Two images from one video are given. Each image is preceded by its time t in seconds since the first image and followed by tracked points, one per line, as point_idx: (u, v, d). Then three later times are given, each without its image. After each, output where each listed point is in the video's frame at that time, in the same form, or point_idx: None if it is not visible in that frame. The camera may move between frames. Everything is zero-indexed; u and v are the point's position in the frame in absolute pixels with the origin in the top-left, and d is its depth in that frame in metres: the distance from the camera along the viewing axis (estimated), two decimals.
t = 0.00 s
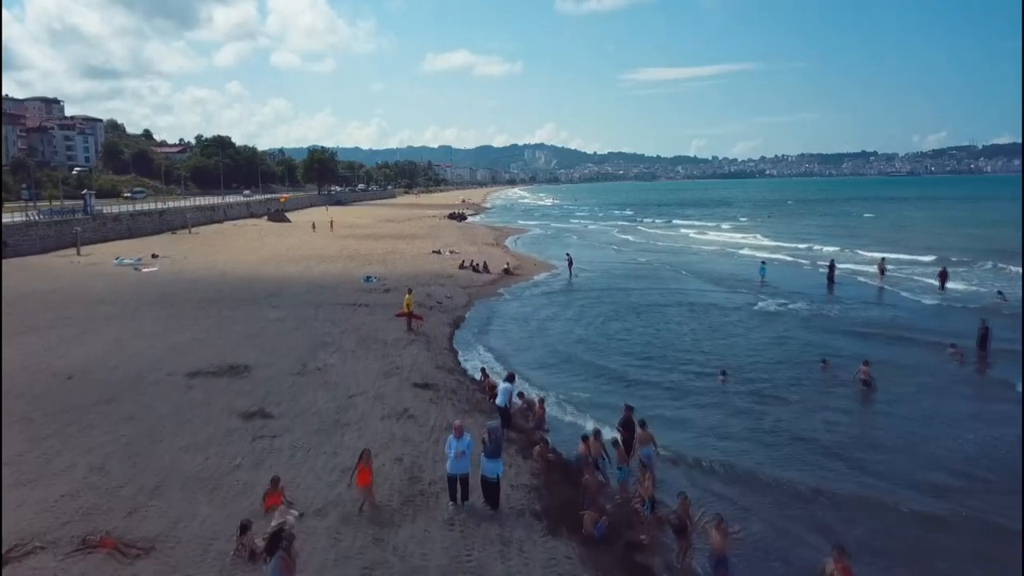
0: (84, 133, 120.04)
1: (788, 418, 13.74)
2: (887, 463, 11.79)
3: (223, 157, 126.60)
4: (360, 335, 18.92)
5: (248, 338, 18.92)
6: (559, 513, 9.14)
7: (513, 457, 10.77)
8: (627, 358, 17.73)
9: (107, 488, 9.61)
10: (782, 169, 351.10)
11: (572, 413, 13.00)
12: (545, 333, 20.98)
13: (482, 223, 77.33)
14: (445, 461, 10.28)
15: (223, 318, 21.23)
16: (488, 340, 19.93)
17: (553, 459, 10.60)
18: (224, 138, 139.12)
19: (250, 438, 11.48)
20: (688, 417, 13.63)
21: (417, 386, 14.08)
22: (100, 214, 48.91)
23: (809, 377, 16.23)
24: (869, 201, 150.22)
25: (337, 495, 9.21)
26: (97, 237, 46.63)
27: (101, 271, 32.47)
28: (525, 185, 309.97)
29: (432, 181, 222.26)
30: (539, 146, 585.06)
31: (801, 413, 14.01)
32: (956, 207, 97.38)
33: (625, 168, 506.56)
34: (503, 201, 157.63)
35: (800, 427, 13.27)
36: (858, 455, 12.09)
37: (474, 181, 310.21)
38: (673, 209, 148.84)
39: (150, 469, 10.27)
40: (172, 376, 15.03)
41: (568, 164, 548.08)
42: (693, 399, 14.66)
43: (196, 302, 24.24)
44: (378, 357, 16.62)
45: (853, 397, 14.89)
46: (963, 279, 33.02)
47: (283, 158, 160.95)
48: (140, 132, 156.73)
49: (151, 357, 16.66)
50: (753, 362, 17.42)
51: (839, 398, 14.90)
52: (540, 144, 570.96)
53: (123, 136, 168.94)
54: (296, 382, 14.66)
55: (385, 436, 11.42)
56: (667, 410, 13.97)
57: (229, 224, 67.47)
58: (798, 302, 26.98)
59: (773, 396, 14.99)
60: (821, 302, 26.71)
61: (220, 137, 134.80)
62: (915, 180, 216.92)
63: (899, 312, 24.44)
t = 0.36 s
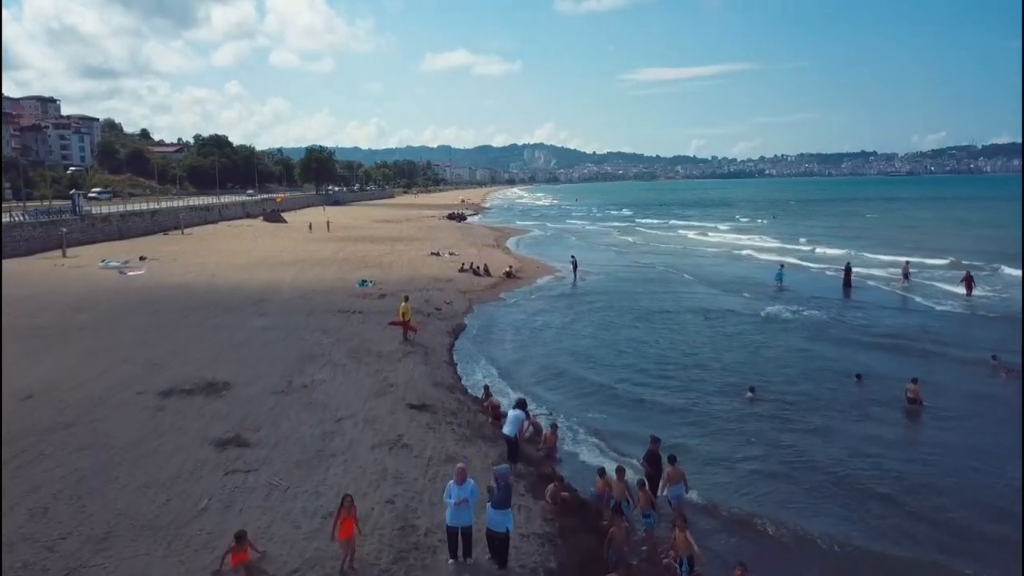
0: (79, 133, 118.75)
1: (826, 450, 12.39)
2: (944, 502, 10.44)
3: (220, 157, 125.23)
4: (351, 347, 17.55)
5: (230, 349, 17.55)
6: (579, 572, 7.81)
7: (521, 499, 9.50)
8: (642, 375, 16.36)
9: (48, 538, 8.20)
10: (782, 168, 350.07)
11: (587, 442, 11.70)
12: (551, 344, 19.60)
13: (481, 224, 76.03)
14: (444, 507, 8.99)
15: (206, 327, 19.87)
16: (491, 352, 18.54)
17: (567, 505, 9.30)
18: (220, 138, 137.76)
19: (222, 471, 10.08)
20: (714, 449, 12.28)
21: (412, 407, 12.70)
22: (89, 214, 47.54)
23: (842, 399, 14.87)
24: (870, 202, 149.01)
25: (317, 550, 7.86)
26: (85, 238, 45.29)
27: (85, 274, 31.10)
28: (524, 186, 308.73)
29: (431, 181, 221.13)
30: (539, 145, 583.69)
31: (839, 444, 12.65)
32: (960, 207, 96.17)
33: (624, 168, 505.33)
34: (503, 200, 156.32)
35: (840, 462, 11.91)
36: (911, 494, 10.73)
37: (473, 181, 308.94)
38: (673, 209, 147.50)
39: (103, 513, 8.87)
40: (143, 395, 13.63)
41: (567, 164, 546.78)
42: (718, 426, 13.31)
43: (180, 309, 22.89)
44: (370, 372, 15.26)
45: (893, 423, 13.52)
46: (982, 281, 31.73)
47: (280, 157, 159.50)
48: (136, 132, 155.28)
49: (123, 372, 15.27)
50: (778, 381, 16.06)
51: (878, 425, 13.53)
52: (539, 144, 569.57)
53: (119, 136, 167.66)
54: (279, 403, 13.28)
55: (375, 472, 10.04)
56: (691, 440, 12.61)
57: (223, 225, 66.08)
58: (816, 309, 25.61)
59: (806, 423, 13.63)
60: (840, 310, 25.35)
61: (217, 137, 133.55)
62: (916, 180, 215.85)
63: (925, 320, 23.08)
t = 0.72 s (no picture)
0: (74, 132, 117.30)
1: (874, 488, 11.02)
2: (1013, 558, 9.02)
3: (217, 156, 123.82)
4: (342, 361, 16.13)
5: (210, 364, 16.13)
6: None
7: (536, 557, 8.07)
8: (659, 395, 14.98)
9: None
10: (782, 168, 348.60)
11: (615, 481, 10.27)
12: (559, 357, 18.19)
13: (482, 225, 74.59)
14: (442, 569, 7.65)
15: (187, 339, 18.44)
16: (494, 365, 17.13)
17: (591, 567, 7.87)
18: (218, 137, 136.32)
19: (184, 517, 8.65)
20: (749, 487, 10.88)
21: (407, 435, 11.30)
22: (78, 214, 46.12)
23: (883, 426, 13.49)
24: (874, 202, 147.50)
25: None
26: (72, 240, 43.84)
27: (67, 277, 29.66)
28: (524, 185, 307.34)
29: (431, 180, 219.71)
30: (538, 145, 582.06)
31: (888, 480, 11.28)
32: (967, 207, 94.66)
33: (624, 168, 503.85)
34: (503, 201, 154.38)
35: (891, 503, 10.54)
36: (979, 544, 9.37)
37: (472, 180, 307.41)
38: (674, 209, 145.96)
39: (36, 574, 7.41)
40: (106, 420, 12.17)
41: (567, 164, 545.38)
42: (750, 457, 11.92)
43: (162, 317, 21.45)
44: (361, 391, 13.86)
45: (943, 455, 12.10)
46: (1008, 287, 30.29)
47: (279, 158, 158.09)
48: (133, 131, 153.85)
49: (88, 390, 13.84)
50: (810, 403, 14.67)
51: (926, 457, 12.12)
52: (539, 143, 568.03)
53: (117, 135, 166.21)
54: (258, 429, 11.85)
55: (363, 519, 8.64)
56: (722, 475, 11.21)
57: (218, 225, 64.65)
58: (837, 318, 24.16)
59: (847, 454, 12.25)
60: (862, 318, 23.97)
61: (215, 137, 132.13)
62: (918, 180, 214.50)
63: (956, 330, 21.70)
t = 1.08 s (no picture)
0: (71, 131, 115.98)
1: (939, 534, 9.64)
2: None
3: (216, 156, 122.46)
4: (332, 377, 14.76)
5: (189, 380, 14.75)
6: None
7: None
8: (683, 421, 13.60)
9: None
10: (784, 168, 347.15)
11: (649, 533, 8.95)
12: (569, 373, 16.78)
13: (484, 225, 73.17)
14: None
15: (166, 351, 17.06)
16: (502, 382, 15.71)
17: None
18: (217, 137, 135.00)
19: None
20: (788, 536, 9.53)
21: (401, 471, 9.94)
22: (68, 215, 44.75)
23: (936, 458, 12.10)
24: (879, 202, 145.99)
25: None
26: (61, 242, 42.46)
27: (49, 280, 28.27)
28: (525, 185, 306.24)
29: (432, 180, 218.42)
30: (539, 145, 580.25)
31: (945, 525, 9.90)
32: (976, 207, 93.10)
33: (626, 168, 502.71)
34: (504, 201, 152.91)
35: (949, 554, 9.17)
36: None
37: (473, 180, 306.29)
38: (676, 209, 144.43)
39: None
40: (62, 449, 10.72)
41: (568, 164, 543.97)
42: (791, 498, 10.56)
43: (144, 325, 20.09)
44: (352, 413, 12.50)
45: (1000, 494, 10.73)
46: None
47: (279, 158, 156.75)
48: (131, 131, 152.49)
49: (49, 409, 12.46)
50: (850, 431, 13.27)
51: (982, 495, 10.73)
52: (540, 143, 566.48)
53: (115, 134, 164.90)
54: (235, 460, 10.46)
55: None
56: (763, 521, 9.83)
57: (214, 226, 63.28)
58: (862, 327, 22.73)
59: (901, 494, 10.86)
60: (889, 327, 22.58)
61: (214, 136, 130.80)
62: (922, 180, 212.89)
63: (992, 339, 20.31)
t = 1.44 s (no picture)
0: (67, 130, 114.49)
1: None
2: None
3: (213, 155, 121.13)
4: (321, 396, 13.43)
5: (161, 400, 13.39)
6: None
7: None
8: (709, 452, 12.24)
9: None
10: (785, 168, 345.93)
11: None
12: (581, 391, 15.41)
13: (485, 226, 71.82)
14: None
15: (141, 365, 15.68)
16: (508, 402, 14.34)
17: None
18: (215, 137, 133.68)
19: None
20: None
21: (395, 517, 8.66)
22: (56, 216, 43.37)
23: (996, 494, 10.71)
24: (882, 202, 144.68)
25: None
26: (49, 244, 41.08)
27: (29, 284, 26.87)
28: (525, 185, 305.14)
29: (433, 180, 217.22)
30: (540, 144, 579.53)
31: None
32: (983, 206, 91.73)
33: (626, 168, 501.41)
34: (505, 201, 151.61)
35: None
36: None
37: (473, 180, 305.11)
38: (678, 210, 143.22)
39: None
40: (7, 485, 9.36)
41: (568, 163, 542.63)
42: (838, 552, 9.19)
43: (121, 335, 18.71)
44: (340, 440, 11.19)
45: None
46: None
47: (278, 158, 155.44)
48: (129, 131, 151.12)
49: None
50: (896, 461, 11.90)
51: None
52: (540, 143, 565.08)
53: (113, 134, 163.81)
54: (205, 501, 9.14)
55: None
56: None
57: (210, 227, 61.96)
58: (888, 337, 21.37)
59: (962, 539, 9.50)
60: (917, 337, 21.20)
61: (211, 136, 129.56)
62: (924, 179, 211.71)
63: None
